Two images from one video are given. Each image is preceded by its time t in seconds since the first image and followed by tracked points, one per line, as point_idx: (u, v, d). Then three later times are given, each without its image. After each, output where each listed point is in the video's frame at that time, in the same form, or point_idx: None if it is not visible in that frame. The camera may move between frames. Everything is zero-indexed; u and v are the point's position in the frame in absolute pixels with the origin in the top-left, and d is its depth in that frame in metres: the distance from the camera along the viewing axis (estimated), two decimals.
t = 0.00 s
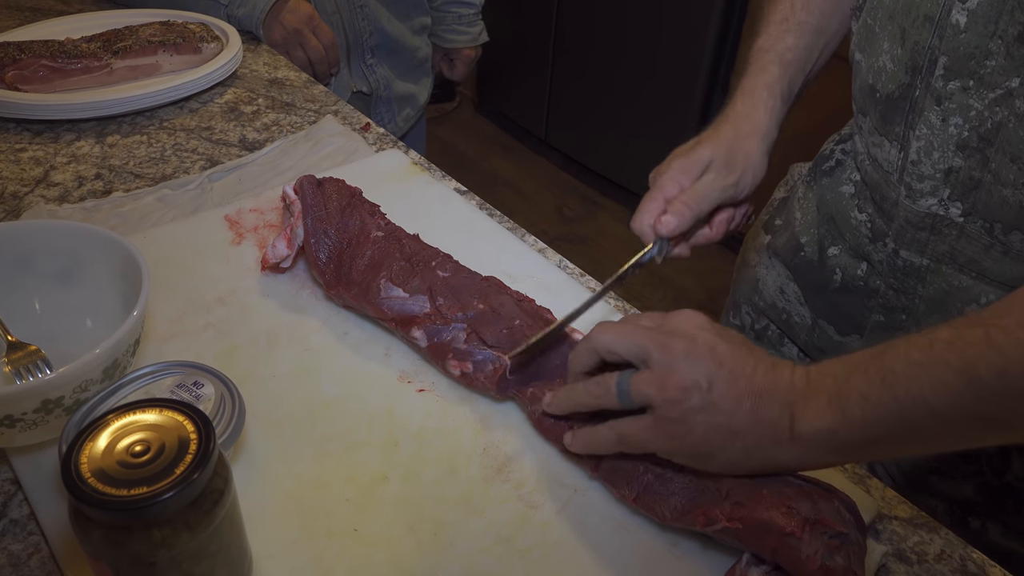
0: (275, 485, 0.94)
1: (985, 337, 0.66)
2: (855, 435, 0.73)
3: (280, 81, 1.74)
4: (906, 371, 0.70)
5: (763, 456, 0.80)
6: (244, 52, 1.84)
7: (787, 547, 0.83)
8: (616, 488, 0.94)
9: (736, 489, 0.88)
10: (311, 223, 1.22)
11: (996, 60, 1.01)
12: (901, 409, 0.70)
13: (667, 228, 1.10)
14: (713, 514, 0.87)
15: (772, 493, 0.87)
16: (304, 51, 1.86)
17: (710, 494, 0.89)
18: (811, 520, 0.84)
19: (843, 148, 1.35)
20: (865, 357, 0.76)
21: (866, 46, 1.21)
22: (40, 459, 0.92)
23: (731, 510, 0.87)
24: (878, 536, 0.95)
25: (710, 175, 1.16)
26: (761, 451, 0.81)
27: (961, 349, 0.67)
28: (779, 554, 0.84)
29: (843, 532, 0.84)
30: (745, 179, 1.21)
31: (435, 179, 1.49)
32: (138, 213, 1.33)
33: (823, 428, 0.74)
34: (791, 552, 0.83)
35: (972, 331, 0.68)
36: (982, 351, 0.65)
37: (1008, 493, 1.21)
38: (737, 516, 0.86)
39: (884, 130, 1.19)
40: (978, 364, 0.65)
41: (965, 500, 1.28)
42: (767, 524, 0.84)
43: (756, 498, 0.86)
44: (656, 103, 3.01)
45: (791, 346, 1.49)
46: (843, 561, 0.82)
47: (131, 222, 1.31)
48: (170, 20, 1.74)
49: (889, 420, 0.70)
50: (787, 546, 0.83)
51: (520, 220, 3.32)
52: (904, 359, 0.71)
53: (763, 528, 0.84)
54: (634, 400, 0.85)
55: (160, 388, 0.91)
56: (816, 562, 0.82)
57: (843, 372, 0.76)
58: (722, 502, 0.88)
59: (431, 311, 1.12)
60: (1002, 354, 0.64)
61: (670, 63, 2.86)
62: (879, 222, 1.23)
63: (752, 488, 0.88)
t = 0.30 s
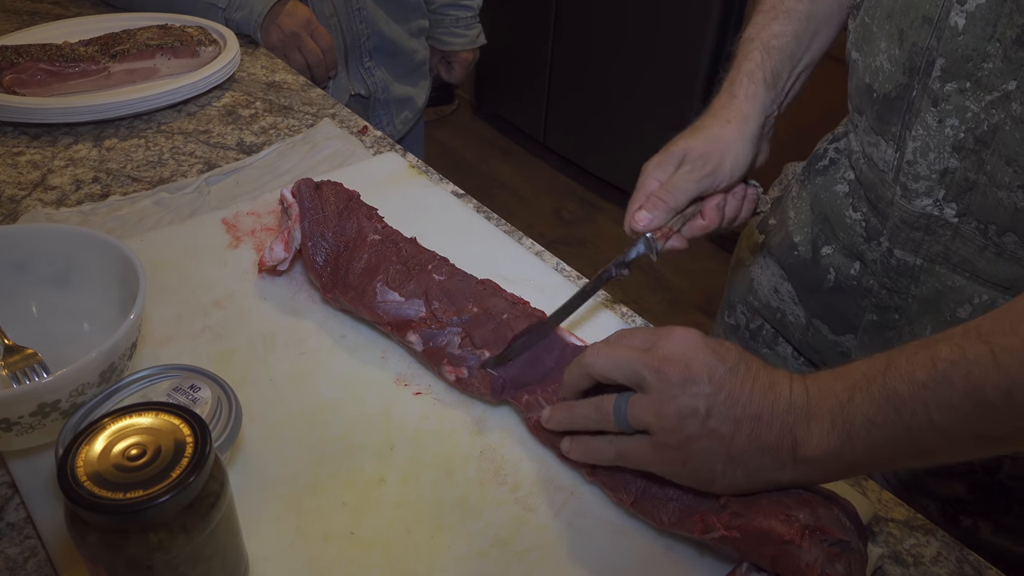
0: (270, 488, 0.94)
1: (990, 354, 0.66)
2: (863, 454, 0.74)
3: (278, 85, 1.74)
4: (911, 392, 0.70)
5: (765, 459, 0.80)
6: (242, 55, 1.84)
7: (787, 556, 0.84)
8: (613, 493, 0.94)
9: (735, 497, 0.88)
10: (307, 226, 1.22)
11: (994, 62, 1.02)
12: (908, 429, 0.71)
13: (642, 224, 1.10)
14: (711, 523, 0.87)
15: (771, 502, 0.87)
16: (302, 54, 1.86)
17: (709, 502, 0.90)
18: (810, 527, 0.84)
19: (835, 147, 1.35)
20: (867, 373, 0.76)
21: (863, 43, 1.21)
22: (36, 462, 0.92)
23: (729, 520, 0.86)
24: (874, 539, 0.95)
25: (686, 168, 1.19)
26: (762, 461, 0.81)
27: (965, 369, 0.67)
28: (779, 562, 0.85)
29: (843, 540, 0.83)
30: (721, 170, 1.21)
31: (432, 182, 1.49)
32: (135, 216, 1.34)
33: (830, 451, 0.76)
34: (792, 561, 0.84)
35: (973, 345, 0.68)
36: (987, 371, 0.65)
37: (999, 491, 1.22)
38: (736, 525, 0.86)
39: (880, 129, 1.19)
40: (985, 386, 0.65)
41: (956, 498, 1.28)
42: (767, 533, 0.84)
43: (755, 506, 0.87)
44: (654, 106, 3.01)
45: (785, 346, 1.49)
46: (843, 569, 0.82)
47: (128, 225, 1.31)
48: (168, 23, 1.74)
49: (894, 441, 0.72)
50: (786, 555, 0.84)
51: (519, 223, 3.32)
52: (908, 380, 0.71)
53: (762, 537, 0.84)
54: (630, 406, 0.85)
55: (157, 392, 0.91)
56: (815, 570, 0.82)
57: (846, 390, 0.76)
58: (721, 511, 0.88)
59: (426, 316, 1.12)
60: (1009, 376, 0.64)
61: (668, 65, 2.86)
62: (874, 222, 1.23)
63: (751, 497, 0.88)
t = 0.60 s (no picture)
0: (267, 489, 0.94)
1: (987, 363, 0.66)
2: (858, 458, 0.74)
3: (275, 87, 1.74)
4: (908, 398, 0.71)
5: (759, 461, 0.81)
6: (240, 57, 1.84)
7: (781, 557, 0.84)
8: (610, 493, 0.95)
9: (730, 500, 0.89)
10: (304, 228, 1.22)
11: (999, 64, 1.02)
12: (905, 436, 0.71)
13: (632, 255, 1.07)
14: (706, 526, 0.88)
15: (767, 504, 0.87)
16: (299, 57, 1.86)
17: (705, 504, 0.90)
18: (805, 529, 0.84)
19: (835, 146, 1.35)
20: (863, 377, 0.76)
21: (869, 40, 1.21)
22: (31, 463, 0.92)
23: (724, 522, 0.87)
24: (869, 541, 0.95)
25: (675, 197, 1.15)
26: (758, 464, 0.81)
27: (962, 376, 0.67)
28: (774, 564, 0.85)
29: (838, 542, 0.83)
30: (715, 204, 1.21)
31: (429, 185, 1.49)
32: (132, 218, 1.34)
33: (825, 455, 0.76)
34: (786, 563, 0.83)
35: (969, 352, 0.68)
36: (983, 378, 0.65)
37: (992, 491, 1.23)
38: (730, 527, 0.86)
39: (884, 127, 1.19)
40: (982, 394, 0.65)
41: (948, 498, 1.28)
42: (761, 533, 0.84)
43: (751, 507, 0.87)
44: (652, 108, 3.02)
45: (784, 343, 1.49)
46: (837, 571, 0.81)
47: (125, 227, 1.32)
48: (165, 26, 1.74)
49: (890, 446, 0.72)
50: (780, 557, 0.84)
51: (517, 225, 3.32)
52: (906, 386, 0.71)
53: (756, 539, 0.85)
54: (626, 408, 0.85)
55: (152, 394, 0.91)
56: (809, 571, 0.82)
57: (841, 396, 0.76)
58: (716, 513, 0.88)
59: (421, 318, 1.12)
60: (1006, 383, 0.64)
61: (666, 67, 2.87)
62: (875, 219, 1.23)
63: (746, 498, 0.88)
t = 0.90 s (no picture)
0: (262, 493, 0.94)
1: (975, 356, 0.66)
2: (847, 451, 0.74)
3: (270, 89, 1.74)
4: (897, 389, 0.71)
5: (755, 456, 0.81)
6: (235, 60, 1.85)
7: (774, 556, 0.84)
8: (604, 494, 0.95)
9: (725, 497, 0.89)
10: (299, 229, 1.22)
11: (1002, 70, 1.02)
12: (893, 428, 0.71)
13: (605, 295, 1.11)
14: (700, 523, 0.88)
15: (761, 502, 0.87)
16: (295, 59, 1.87)
17: (701, 502, 0.90)
18: (799, 527, 0.84)
19: (832, 146, 1.36)
20: (854, 369, 0.77)
21: (870, 44, 1.21)
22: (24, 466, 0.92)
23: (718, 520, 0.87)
24: (862, 542, 0.95)
25: (650, 242, 1.17)
26: (753, 458, 0.81)
27: (950, 367, 0.67)
28: (766, 563, 0.84)
29: (831, 542, 0.83)
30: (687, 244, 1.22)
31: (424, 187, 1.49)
32: (127, 221, 1.34)
33: (816, 447, 0.76)
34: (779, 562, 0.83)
35: (957, 344, 0.68)
36: (971, 370, 0.66)
37: (995, 490, 1.22)
38: (724, 524, 0.86)
39: (885, 131, 1.19)
40: (969, 385, 0.65)
41: (953, 497, 1.28)
42: (754, 530, 0.84)
43: (746, 504, 0.87)
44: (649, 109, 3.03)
45: (783, 345, 1.49)
46: (829, 570, 0.81)
47: (120, 230, 1.32)
48: (161, 29, 1.74)
49: (879, 441, 0.72)
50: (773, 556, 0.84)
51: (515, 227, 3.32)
52: (895, 375, 0.72)
53: (750, 538, 0.85)
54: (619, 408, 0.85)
55: (145, 396, 0.91)
56: (801, 570, 0.82)
57: (833, 388, 0.77)
58: (710, 511, 0.88)
59: (414, 320, 1.12)
60: (994, 376, 0.64)
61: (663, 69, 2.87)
62: (876, 222, 1.23)
63: (740, 497, 0.88)
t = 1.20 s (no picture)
0: (252, 491, 0.94)
1: (964, 356, 0.66)
2: (838, 455, 0.74)
3: (265, 90, 1.74)
4: (887, 392, 0.71)
5: (744, 456, 0.80)
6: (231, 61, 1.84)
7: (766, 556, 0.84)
8: (596, 493, 0.94)
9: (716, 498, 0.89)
10: (294, 230, 1.22)
11: (992, 66, 1.02)
12: (885, 431, 0.71)
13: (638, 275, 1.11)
14: (692, 524, 0.87)
15: (752, 502, 0.87)
16: (290, 60, 1.86)
17: (692, 502, 0.90)
18: (790, 527, 0.84)
19: (825, 143, 1.36)
20: (845, 371, 0.77)
21: (861, 40, 1.21)
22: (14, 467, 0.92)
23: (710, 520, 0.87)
24: (856, 541, 0.95)
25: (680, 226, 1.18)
26: (744, 460, 0.81)
27: (941, 370, 0.67)
28: (759, 563, 0.84)
29: (823, 541, 0.83)
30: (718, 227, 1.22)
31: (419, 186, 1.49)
32: (121, 222, 1.34)
33: (806, 451, 0.76)
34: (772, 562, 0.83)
35: (947, 346, 0.68)
36: (960, 371, 0.65)
37: (983, 489, 1.22)
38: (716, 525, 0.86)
39: (875, 127, 1.19)
40: (959, 387, 0.65)
41: (941, 495, 1.28)
42: (746, 530, 0.84)
43: (737, 504, 0.87)
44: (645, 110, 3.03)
45: (775, 343, 1.49)
46: (821, 570, 0.81)
47: (113, 231, 1.32)
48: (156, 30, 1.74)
49: (868, 442, 0.72)
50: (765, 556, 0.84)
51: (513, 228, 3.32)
52: (885, 381, 0.71)
53: (741, 538, 0.84)
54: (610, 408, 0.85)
55: (136, 397, 0.91)
56: (794, 570, 0.82)
57: (823, 390, 0.77)
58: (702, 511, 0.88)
59: (419, 315, 1.12)
60: (983, 377, 0.64)
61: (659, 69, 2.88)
62: (866, 218, 1.23)
63: (731, 497, 0.88)
